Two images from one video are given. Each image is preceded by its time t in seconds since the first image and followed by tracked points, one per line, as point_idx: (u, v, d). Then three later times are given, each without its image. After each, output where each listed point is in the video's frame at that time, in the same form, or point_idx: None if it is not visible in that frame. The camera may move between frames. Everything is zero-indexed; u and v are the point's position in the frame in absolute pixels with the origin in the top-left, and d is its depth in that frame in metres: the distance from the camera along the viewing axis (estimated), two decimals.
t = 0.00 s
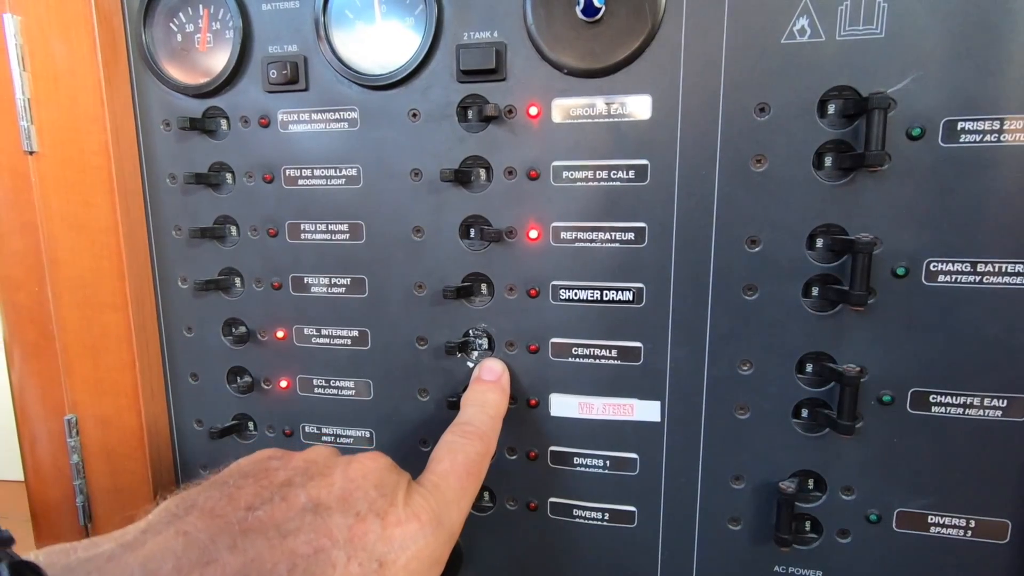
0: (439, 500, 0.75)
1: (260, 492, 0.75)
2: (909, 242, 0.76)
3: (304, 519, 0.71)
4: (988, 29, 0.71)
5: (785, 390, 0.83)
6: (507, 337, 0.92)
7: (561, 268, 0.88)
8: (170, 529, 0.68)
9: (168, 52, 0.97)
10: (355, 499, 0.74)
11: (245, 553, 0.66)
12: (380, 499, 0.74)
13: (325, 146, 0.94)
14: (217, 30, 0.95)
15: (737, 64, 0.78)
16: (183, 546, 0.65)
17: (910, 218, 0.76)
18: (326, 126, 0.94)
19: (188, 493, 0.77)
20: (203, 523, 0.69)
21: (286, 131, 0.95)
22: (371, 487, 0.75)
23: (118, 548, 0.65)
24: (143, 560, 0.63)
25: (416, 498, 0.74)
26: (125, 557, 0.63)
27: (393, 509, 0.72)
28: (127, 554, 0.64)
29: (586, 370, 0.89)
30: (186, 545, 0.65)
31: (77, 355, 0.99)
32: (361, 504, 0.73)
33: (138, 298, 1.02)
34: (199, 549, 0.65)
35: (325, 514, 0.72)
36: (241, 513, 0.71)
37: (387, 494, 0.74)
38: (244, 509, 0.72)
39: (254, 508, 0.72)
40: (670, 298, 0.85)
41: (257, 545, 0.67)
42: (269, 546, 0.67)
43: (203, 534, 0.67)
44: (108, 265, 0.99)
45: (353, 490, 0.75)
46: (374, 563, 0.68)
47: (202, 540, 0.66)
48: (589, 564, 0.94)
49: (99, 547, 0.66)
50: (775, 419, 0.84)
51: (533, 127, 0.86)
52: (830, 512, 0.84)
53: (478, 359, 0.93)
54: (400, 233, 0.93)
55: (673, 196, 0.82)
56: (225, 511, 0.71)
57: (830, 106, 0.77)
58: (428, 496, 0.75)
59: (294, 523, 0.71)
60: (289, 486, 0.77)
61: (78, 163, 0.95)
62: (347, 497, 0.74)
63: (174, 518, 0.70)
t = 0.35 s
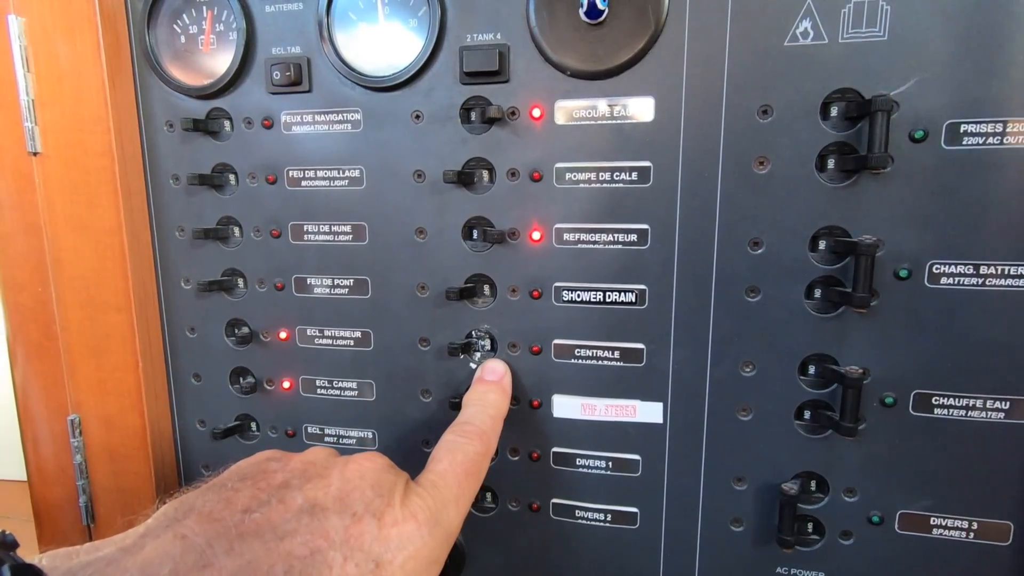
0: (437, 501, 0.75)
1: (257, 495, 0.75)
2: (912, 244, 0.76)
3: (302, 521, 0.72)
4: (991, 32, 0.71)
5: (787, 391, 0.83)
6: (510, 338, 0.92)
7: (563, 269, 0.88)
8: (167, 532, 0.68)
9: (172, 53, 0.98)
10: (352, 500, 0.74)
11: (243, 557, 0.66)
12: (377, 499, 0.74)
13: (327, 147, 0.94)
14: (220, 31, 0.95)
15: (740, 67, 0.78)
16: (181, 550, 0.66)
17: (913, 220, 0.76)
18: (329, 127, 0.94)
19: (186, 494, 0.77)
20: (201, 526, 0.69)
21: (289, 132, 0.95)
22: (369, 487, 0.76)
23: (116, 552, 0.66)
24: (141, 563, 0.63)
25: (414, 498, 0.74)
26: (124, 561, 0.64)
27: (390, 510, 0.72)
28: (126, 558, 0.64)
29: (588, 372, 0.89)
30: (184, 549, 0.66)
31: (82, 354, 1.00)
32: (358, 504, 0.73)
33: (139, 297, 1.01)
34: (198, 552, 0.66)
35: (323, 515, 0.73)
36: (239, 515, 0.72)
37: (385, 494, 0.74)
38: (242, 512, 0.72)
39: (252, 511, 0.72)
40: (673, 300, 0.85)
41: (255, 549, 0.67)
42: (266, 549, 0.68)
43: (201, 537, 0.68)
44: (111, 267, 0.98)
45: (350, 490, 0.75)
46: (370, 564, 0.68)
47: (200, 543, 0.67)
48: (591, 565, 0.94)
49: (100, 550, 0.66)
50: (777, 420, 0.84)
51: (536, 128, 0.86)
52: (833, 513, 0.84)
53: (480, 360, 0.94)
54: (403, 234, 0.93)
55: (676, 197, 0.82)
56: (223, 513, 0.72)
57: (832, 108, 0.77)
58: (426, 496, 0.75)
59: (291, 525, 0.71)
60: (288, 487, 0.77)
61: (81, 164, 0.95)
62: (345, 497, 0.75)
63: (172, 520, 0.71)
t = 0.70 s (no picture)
0: (437, 505, 0.75)
1: (258, 502, 0.75)
2: (911, 246, 0.76)
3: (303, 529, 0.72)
4: (989, 34, 0.71)
5: (786, 394, 0.83)
6: (509, 340, 0.92)
7: (562, 271, 0.88)
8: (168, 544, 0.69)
9: (171, 54, 0.98)
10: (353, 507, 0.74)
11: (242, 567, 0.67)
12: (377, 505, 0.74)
13: (327, 149, 0.94)
14: (220, 32, 0.95)
15: (739, 69, 0.78)
16: (181, 561, 0.66)
17: (911, 223, 0.76)
18: (329, 128, 0.94)
19: (190, 501, 0.77)
20: (202, 536, 0.70)
21: (289, 134, 0.96)
22: (370, 492, 0.75)
23: (118, 561, 0.67)
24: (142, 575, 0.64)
25: (415, 503, 0.74)
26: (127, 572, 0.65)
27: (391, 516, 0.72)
28: (128, 568, 0.66)
29: (587, 373, 0.89)
30: (184, 559, 0.67)
31: (81, 355, 1.00)
32: (358, 511, 0.73)
33: (139, 298, 1.01)
34: (198, 562, 0.67)
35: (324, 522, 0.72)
36: (240, 524, 0.72)
37: (385, 500, 0.74)
38: (243, 520, 0.72)
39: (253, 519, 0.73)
40: (672, 302, 0.85)
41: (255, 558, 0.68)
42: (265, 558, 0.68)
43: (202, 547, 0.69)
44: (110, 269, 0.98)
45: (350, 496, 0.75)
46: (371, 570, 0.68)
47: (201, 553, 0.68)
48: (590, 567, 0.94)
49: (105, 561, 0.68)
50: (776, 423, 0.84)
51: (535, 130, 0.86)
52: (832, 516, 0.84)
53: (479, 361, 0.94)
54: (402, 235, 0.93)
55: (675, 199, 0.82)
56: (224, 522, 0.72)
57: (831, 111, 0.77)
58: (427, 501, 0.75)
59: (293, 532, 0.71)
60: (289, 492, 0.77)
61: (81, 165, 0.96)
62: (346, 503, 0.74)
63: (174, 529, 0.72)
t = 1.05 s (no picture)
0: (432, 498, 0.75)
1: (248, 493, 0.75)
2: (908, 248, 0.76)
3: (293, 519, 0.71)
4: (987, 36, 0.71)
5: (784, 394, 0.83)
6: (507, 340, 0.92)
7: (561, 272, 0.88)
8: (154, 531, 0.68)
9: (170, 54, 0.98)
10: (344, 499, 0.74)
11: (230, 555, 0.66)
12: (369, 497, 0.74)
13: (325, 150, 0.94)
14: (218, 33, 0.95)
15: (737, 70, 0.78)
16: (168, 548, 0.66)
17: (909, 224, 0.76)
18: (327, 129, 0.94)
19: (180, 491, 0.77)
20: (190, 523, 0.69)
21: (287, 134, 0.96)
22: (362, 484, 0.76)
23: (104, 549, 0.66)
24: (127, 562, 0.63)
25: (409, 495, 0.74)
26: (112, 558, 0.64)
27: (383, 507, 0.72)
28: (114, 555, 0.65)
29: (585, 374, 0.89)
30: (171, 547, 0.66)
31: (79, 355, 1.00)
32: (350, 502, 0.73)
33: (138, 299, 1.01)
34: (185, 550, 0.66)
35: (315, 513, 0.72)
36: (230, 512, 0.71)
37: (378, 492, 0.74)
38: (233, 509, 0.72)
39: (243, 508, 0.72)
40: (670, 302, 0.85)
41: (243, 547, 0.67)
42: (254, 547, 0.67)
43: (189, 535, 0.68)
44: (108, 268, 0.98)
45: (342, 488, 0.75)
46: (362, 561, 0.68)
47: (189, 541, 0.67)
48: (588, 567, 0.94)
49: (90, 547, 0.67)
50: (774, 423, 0.84)
51: (533, 131, 0.86)
52: (829, 516, 0.84)
53: (477, 362, 0.94)
54: (400, 235, 0.93)
55: (673, 200, 0.83)
56: (212, 511, 0.72)
57: (829, 112, 0.77)
58: (421, 493, 0.75)
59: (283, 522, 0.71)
60: (281, 484, 0.77)
61: (80, 166, 0.96)
62: (338, 495, 0.74)
63: (163, 518, 0.71)
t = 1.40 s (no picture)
0: (427, 493, 0.75)
1: (244, 487, 0.75)
2: (907, 247, 0.77)
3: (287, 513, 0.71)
4: (985, 36, 0.71)
5: (784, 394, 0.83)
6: (507, 340, 0.92)
7: (560, 272, 0.88)
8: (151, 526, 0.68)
9: (170, 55, 0.98)
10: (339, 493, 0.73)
11: (225, 549, 0.66)
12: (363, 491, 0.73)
13: (325, 150, 0.94)
14: (218, 34, 0.96)
15: (736, 70, 0.78)
16: (163, 543, 0.66)
17: (907, 224, 0.76)
18: (327, 130, 0.94)
19: (176, 486, 0.77)
20: (186, 519, 0.69)
21: (287, 135, 0.96)
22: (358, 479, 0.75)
23: (101, 544, 0.66)
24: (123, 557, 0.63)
25: (405, 489, 0.74)
26: (108, 554, 0.64)
27: (378, 501, 0.72)
28: (110, 551, 0.65)
29: (585, 374, 0.89)
30: (167, 542, 0.66)
31: (79, 356, 1.00)
32: (344, 496, 0.73)
33: (139, 299, 1.02)
34: (179, 545, 0.66)
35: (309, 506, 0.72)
36: (225, 508, 0.71)
37: (373, 486, 0.74)
38: (228, 505, 0.72)
39: (239, 503, 0.72)
40: (669, 302, 0.85)
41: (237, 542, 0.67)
42: (249, 542, 0.67)
43: (184, 530, 0.68)
44: (109, 269, 0.99)
45: (337, 483, 0.75)
46: (356, 555, 0.68)
47: (184, 536, 0.67)
48: (588, 566, 0.94)
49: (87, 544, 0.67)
50: (773, 422, 0.84)
51: (533, 131, 0.86)
52: (828, 515, 0.85)
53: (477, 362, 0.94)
54: (400, 236, 0.94)
55: (672, 200, 0.83)
56: (207, 506, 0.71)
57: (828, 112, 0.77)
58: (416, 488, 0.75)
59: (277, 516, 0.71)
60: (276, 478, 0.77)
61: (80, 166, 0.96)
62: (332, 489, 0.74)
63: (158, 513, 0.71)
